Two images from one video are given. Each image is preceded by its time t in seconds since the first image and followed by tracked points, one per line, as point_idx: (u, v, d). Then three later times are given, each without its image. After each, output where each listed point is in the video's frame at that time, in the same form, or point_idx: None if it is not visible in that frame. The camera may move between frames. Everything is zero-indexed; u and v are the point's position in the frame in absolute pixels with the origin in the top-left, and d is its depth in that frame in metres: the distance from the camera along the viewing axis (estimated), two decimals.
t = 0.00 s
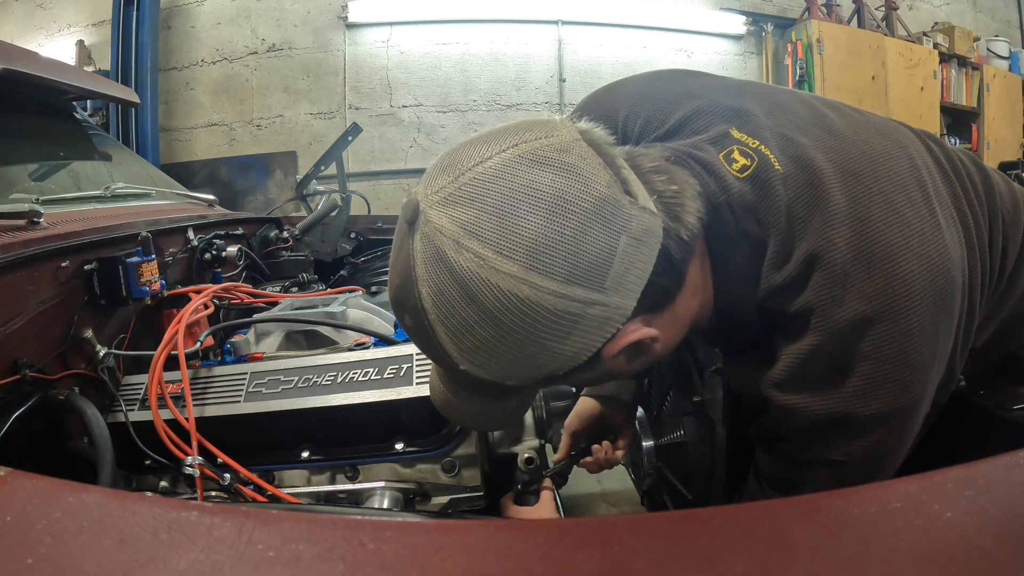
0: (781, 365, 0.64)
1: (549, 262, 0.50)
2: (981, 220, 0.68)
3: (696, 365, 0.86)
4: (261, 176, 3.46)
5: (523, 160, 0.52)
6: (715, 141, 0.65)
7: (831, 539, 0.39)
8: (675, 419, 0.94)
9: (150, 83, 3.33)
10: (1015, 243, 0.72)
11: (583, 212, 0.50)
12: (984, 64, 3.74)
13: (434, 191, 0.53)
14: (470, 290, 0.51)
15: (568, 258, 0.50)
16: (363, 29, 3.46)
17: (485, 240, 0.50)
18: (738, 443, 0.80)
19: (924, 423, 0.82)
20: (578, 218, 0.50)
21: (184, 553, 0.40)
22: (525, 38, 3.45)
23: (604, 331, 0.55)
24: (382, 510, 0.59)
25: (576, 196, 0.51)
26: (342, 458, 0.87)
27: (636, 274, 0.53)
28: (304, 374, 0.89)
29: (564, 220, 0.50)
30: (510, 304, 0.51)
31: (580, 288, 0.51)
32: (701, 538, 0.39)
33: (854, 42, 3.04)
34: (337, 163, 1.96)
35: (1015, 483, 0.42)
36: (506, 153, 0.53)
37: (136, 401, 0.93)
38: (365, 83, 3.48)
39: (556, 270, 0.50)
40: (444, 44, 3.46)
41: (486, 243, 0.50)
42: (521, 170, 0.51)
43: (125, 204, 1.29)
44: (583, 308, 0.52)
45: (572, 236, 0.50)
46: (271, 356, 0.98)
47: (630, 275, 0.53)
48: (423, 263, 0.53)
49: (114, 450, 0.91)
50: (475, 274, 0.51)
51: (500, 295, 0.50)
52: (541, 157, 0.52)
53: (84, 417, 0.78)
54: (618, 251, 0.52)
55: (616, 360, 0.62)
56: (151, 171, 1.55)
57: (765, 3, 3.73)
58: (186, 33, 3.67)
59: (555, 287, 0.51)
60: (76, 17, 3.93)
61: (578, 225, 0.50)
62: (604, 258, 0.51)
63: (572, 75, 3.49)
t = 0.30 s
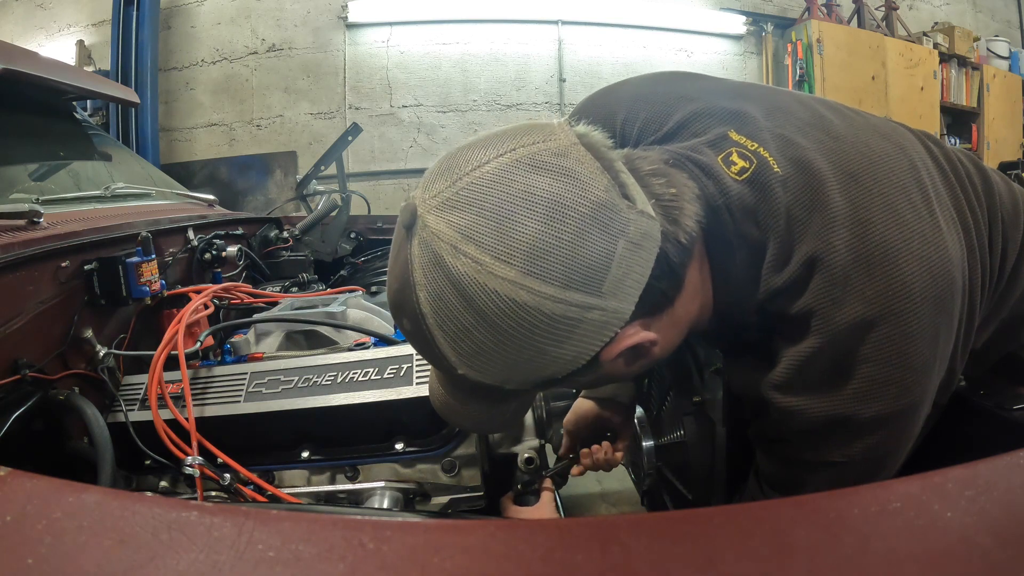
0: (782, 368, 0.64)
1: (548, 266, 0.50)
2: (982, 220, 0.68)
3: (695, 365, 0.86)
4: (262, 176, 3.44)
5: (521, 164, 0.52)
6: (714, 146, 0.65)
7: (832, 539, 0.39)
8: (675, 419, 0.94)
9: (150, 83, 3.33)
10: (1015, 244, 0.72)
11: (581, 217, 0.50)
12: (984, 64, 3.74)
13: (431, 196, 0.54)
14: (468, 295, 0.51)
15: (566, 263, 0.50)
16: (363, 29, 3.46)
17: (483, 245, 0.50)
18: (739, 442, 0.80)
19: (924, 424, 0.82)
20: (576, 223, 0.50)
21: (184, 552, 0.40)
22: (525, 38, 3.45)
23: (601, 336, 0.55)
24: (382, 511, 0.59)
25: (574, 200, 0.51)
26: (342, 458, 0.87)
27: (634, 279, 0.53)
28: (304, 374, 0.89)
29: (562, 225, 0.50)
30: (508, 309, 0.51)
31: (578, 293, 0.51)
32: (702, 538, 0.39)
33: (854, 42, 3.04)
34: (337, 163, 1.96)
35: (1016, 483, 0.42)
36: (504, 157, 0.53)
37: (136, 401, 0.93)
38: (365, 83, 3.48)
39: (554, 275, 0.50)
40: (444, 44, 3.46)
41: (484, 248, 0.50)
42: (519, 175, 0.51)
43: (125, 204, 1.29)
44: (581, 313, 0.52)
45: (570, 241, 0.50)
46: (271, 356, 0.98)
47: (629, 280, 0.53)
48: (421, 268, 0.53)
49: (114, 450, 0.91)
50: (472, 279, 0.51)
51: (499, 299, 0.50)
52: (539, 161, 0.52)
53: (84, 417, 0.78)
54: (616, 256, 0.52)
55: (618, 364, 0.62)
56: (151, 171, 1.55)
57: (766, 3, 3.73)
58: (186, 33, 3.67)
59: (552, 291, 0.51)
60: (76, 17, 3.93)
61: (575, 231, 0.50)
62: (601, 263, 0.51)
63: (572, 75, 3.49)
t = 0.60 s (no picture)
0: (772, 342, 0.63)
1: (524, 203, 0.50)
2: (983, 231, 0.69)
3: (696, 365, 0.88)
4: (262, 176, 3.45)
5: (505, 110, 0.53)
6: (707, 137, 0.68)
7: (832, 539, 0.39)
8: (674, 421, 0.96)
9: (149, 83, 3.33)
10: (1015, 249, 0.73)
11: (559, 159, 0.51)
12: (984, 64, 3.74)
13: (421, 140, 0.56)
14: (446, 230, 0.51)
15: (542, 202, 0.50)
16: (363, 29, 3.47)
17: (462, 181, 0.51)
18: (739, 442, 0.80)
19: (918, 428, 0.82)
20: (553, 165, 0.51)
21: (184, 553, 0.40)
22: (525, 38, 3.45)
23: (579, 280, 0.53)
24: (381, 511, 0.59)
25: (552, 143, 0.51)
26: (342, 458, 0.87)
27: (612, 223, 0.53)
28: (304, 374, 0.89)
29: (539, 165, 0.51)
30: (482, 244, 0.50)
31: (554, 233, 0.51)
32: (702, 538, 0.39)
33: (854, 42, 3.05)
34: (337, 163, 1.96)
35: (1016, 484, 0.42)
36: (490, 104, 0.54)
37: (136, 401, 0.93)
38: (365, 83, 3.48)
39: (530, 212, 0.50)
40: (444, 44, 3.46)
41: (463, 184, 0.51)
42: (502, 119, 0.52)
43: (125, 204, 1.29)
44: (557, 254, 0.51)
45: (546, 180, 0.51)
46: (271, 356, 0.98)
47: (607, 225, 0.53)
48: (406, 206, 0.55)
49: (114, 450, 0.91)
50: (450, 214, 0.51)
51: (474, 235, 0.50)
52: (522, 108, 0.53)
53: (84, 417, 0.78)
54: (592, 201, 0.52)
55: (605, 324, 0.62)
56: (151, 171, 1.55)
57: (766, 3, 3.73)
58: (186, 33, 3.67)
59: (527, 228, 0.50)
60: (76, 17, 3.92)
61: (552, 172, 0.51)
62: (577, 205, 0.51)
63: (572, 75, 3.49)
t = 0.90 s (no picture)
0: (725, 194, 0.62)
1: (503, 40, 0.63)
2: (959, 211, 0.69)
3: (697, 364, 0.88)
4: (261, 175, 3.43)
5: None
6: (680, 97, 0.72)
7: (832, 540, 0.39)
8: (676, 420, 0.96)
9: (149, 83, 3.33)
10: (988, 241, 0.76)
11: (535, 16, 0.65)
12: (984, 64, 3.74)
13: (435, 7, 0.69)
14: (440, 52, 0.64)
15: (516, 41, 0.63)
16: (363, 29, 3.48)
17: (460, 23, 0.64)
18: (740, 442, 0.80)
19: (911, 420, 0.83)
20: (531, 17, 0.65)
21: (184, 553, 0.40)
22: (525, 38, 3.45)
23: (538, 113, 0.63)
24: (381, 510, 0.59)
25: (533, 7, 0.65)
26: (342, 458, 0.87)
27: (571, 67, 0.64)
28: (304, 374, 0.89)
29: (519, 18, 0.64)
30: (463, 62, 0.63)
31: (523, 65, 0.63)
32: (701, 538, 0.39)
33: (854, 42, 3.05)
34: (337, 163, 1.96)
35: (1016, 483, 0.42)
36: None
37: (135, 401, 0.93)
38: (365, 83, 3.49)
39: (506, 44, 0.63)
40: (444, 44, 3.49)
41: (460, 24, 0.64)
42: None
43: (125, 203, 1.29)
44: (521, 81, 0.62)
45: (523, 29, 0.64)
46: (271, 356, 0.98)
47: (567, 69, 0.64)
48: (414, 51, 0.68)
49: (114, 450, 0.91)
50: (445, 42, 0.64)
51: (458, 53, 0.63)
52: None
53: (84, 417, 0.78)
54: (557, 47, 0.64)
55: (574, 184, 0.70)
56: (151, 171, 1.55)
57: (766, 3, 3.73)
58: (186, 33, 3.68)
59: (501, 54, 0.63)
60: (76, 17, 3.92)
61: (529, 22, 0.64)
62: (544, 48, 0.64)
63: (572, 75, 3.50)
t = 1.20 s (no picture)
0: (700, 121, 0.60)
1: None
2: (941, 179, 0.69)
3: (699, 365, 0.89)
4: (262, 176, 3.42)
5: None
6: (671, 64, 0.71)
7: (832, 539, 0.39)
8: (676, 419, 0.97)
9: (149, 83, 3.33)
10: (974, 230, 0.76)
11: None
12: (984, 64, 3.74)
13: None
14: None
15: None
16: (363, 29, 3.53)
17: None
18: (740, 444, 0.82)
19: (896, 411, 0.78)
20: None
21: (184, 553, 0.39)
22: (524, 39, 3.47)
23: (533, 40, 0.68)
24: (381, 511, 0.59)
25: None
26: (342, 458, 0.87)
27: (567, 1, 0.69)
28: (304, 374, 0.89)
29: None
30: None
31: None
32: (701, 538, 0.39)
33: (853, 42, 3.05)
34: (337, 163, 1.96)
35: (1015, 483, 0.42)
36: None
37: (135, 401, 0.93)
38: (365, 83, 3.52)
39: None
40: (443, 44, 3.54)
41: None
42: None
43: (125, 203, 1.29)
44: (520, 11, 0.68)
45: None
46: (271, 357, 0.98)
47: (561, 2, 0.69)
48: None
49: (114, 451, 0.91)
50: None
51: None
52: None
53: (84, 417, 0.78)
54: None
55: (565, 109, 0.71)
56: (151, 171, 1.55)
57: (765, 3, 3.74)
58: (186, 33, 3.68)
59: None
60: (76, 17, 3.92)
61: None
62: None
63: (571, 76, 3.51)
